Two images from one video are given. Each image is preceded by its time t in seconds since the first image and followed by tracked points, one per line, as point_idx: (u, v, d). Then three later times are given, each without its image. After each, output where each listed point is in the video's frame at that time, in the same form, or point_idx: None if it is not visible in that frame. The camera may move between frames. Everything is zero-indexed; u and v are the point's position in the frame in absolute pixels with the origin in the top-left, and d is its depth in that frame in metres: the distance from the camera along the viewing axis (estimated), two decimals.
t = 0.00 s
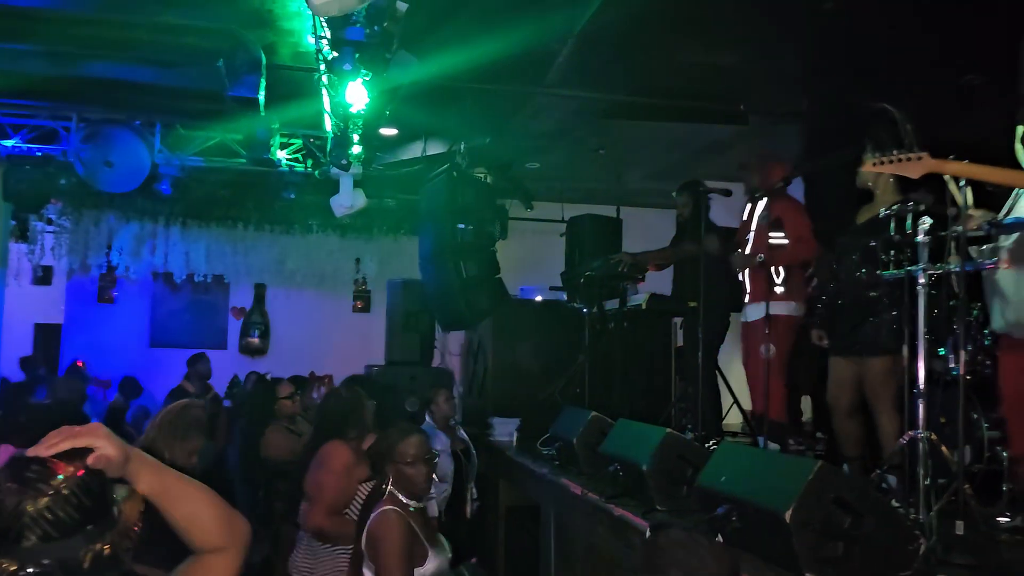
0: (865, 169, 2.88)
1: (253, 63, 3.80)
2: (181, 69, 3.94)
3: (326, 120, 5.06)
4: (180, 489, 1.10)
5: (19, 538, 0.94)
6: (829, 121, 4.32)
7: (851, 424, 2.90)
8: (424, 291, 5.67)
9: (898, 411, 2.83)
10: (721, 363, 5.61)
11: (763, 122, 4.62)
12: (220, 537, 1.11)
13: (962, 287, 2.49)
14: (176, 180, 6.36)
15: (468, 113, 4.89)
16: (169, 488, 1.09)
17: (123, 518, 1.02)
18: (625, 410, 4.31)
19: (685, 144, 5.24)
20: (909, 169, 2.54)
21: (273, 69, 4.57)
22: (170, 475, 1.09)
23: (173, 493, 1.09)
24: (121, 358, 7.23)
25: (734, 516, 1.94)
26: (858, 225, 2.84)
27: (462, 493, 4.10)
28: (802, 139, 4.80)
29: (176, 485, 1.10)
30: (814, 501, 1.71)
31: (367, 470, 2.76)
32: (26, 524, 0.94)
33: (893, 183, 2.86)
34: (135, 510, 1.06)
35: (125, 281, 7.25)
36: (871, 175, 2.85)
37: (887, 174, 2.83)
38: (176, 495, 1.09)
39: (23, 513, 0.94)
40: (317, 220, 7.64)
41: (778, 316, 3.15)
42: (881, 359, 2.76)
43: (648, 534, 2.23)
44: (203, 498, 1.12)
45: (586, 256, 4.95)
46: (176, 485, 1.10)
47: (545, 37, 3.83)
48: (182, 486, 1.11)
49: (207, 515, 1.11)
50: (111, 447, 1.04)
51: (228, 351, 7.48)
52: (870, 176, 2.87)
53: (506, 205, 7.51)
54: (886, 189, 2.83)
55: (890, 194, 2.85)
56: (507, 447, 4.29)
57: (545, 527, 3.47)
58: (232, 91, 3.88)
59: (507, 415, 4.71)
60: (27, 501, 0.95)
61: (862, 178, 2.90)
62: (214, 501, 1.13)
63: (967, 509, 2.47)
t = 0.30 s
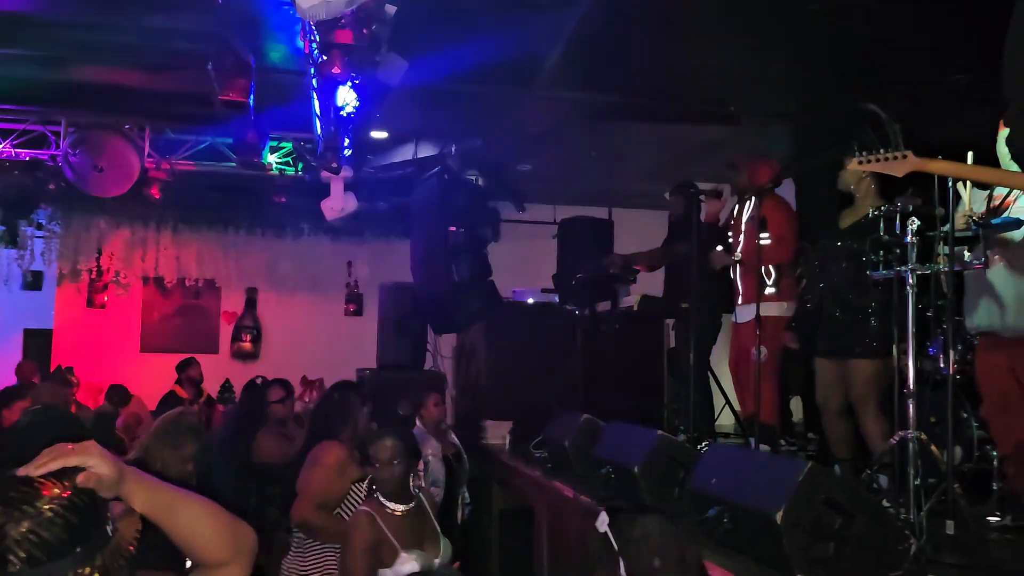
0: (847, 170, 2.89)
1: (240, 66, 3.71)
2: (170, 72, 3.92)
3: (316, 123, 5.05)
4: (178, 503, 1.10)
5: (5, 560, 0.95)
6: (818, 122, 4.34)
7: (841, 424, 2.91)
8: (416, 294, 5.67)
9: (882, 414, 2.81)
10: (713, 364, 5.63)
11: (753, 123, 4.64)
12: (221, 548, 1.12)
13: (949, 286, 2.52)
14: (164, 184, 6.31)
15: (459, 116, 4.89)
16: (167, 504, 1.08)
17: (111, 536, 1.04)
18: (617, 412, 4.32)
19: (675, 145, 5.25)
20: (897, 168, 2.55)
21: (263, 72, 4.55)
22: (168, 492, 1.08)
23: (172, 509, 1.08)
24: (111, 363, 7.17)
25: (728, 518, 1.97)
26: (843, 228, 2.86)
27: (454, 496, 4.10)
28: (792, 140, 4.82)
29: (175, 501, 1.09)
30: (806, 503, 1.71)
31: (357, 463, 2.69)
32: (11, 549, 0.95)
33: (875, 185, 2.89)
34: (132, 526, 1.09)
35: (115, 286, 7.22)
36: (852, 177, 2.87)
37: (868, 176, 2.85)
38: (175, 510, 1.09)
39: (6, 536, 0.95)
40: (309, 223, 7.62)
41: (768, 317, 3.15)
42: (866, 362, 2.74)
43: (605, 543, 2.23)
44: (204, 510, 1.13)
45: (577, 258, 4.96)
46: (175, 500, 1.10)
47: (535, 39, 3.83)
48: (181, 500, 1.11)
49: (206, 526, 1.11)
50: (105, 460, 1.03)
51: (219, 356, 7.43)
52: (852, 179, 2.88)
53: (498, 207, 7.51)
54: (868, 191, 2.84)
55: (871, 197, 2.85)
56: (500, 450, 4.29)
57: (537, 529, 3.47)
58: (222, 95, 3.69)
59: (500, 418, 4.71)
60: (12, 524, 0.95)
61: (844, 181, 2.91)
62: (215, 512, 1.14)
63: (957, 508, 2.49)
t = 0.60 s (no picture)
0: (825, 172, 2.90)
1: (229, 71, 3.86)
2: (158, 75, 3.89)
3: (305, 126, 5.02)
4: (163, 485, 0.85)
5: None
6: (806, 123, 4.37)
7: (830, 423, 2.91)
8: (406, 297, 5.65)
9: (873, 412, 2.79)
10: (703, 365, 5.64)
11: (741, 125, 4.66)
12: (229, 525, 0.89)
13: (937, 287, 2.52)
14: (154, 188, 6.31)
15: (448, 118, 4.89)
16: (150, 487, 0.84)
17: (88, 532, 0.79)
18: (608, 414, 4.32)
19: (664, 147, 5.26)
20: (879, 170, 2.57)
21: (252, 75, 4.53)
22: (143, 476, 0.83)
23: (157, 492, 0.84)
24: (100, 367, 7.18)
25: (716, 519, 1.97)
26: (829, 228, 2.86)
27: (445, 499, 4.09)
28: (780, 142, 4.84)
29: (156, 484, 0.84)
30: (793, 505, 1.73)
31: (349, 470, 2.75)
32: None
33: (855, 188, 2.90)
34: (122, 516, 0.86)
35: (104, 289, 7.17)
36: (831, 180, 2.88)
37: (846, 179, 2.87)
38: (163, 494, 0.85)
39: None
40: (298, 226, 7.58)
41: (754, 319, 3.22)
42: (855, 360, 2.71)
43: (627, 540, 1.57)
44: (195, 487, 0.88)
45: (567, 260, 4.96)
46: (156, 480, 0.85)
47: (525, 41, 3.82)
48: (165, 480, 0.86)
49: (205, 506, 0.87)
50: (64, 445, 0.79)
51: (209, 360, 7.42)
52: (830, 181, 2.89)
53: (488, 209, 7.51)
54: (845, 195, 2.87)
55: (851, 200, 2.86)
56: (491, 453, 4.28)
57: (528, 532, 3.47)
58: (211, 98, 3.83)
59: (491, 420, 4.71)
60: None
61: (821, 183, 2.92)
62: (210, 488, 0.90)
63: (944, 509, 2.50)
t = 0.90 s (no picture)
0: (808, 174, 2.90)
1: (216, 72, 3.82)
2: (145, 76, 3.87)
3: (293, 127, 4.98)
4: (133, 507, 0.74)
5: None
6: (794, 124, 4.39)
7: (816, 423, 2.91)
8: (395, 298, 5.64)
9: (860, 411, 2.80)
10: (692, 365, 5.66)
11: (730, 126, 4.68)
12: (209, 553, 0.75)
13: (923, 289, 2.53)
14: (142, 190, 6.28)
15: (437, 119, 4.88)
16: (118, 509, 0.73)
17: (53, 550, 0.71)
18: (597, 415, 4.33)
19: (653, 148, 5.28)
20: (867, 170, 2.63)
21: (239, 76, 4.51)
22: (114, 498, 0.73)
23: (126, 515, 0.73)
24: (88, 370, 7.15)
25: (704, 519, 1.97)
26: (814, 228, 2.87)
27: (434, 501, 4.08)
28: (768, 143, 4.87)
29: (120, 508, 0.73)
30: (780, 505, 1.74)
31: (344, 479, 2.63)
32: None
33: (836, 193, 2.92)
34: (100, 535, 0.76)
35: (92, 292, 7.11)
36: (814, 184, 2.88)
37: (829, 183, 2.89)
38: (131, 518, 0.73)
39: None
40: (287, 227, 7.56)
41: (743, 320, 3.21)
42: (839, 359, 2.72)
43: (647, 531, 1.52)
44: (173, 509, 0.76)
45: (557, 261, 4.97)
46: (126, 502, 0.74)
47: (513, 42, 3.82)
48: (136, 502, 0.74)
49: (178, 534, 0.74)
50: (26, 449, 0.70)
51: (197, 361, 7.39)
52: (813, 184, 2.89)
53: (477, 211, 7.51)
54: (828, 199, 2.89)
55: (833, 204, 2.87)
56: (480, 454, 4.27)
57: (518, 533, 3.46)
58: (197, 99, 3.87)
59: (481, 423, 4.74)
60: None
61: (803, 186, 2.92)
62: (189, 508, 0.77)
63: (931, 508, 2.52)
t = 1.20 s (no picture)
0: (792, 177, 2.89)
1: (205, 70, 3.75)
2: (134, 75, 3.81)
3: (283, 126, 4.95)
4: (181, 504, 1.25)
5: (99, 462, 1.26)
6: (784, 125, 4.42)
7: (805, 422, 2.94)
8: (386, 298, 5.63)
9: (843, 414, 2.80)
10: (682, 365, 5.68)
11: (720, 127, 4.70)
12: (190, 555, 1.23)
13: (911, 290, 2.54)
14: (131, 189, 6.22)
15: (428, 119, 4.88)
16: (176, 500, 1.25)
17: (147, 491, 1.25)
18: (588, 415, 4.33)
19: (645, 148, 5.30)
20: (851, 169, 2.60)
21: (229, 76, 4.50)
22: (182, 493, 1.25)
23: (175, 504, 1.25)
24: (78, 371, 7.08)
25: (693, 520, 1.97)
26: (801, 227, 2.88)
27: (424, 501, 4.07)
28: (758, 143, 4.89)
29: (164, 472, 1.25)
30: (769, 504, 1.75)
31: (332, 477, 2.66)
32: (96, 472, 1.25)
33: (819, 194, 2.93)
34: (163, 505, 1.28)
35: (81, 291, 7.07)
36: (799, 186, 2.88)
37: (813, 186, 2.89)
38: (175, 507, 1.25)
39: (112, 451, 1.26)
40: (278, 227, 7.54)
41: (734, 322, 3.19)
42: (821, 360, 2.74)
43: (660, 522, 1.55)
44: (196, 519, 1.26)
45: (548, 261, 4.97)
46: (182, 499, 1.26)
47: (503, 43, 3.82)
48: (187, 502, 1.26)
49: (184, 507, 1.25)
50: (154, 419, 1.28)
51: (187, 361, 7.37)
52: (798, 187, 2.89)
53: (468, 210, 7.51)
54: (811, 202, 2.91)
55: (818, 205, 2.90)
56: (471, 454, 4.26)
57: (508, 532, 3.47)
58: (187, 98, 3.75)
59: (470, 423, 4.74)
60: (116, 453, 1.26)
61: (788, 189, 2.92)
62: (205, 525, 1.27)
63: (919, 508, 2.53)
